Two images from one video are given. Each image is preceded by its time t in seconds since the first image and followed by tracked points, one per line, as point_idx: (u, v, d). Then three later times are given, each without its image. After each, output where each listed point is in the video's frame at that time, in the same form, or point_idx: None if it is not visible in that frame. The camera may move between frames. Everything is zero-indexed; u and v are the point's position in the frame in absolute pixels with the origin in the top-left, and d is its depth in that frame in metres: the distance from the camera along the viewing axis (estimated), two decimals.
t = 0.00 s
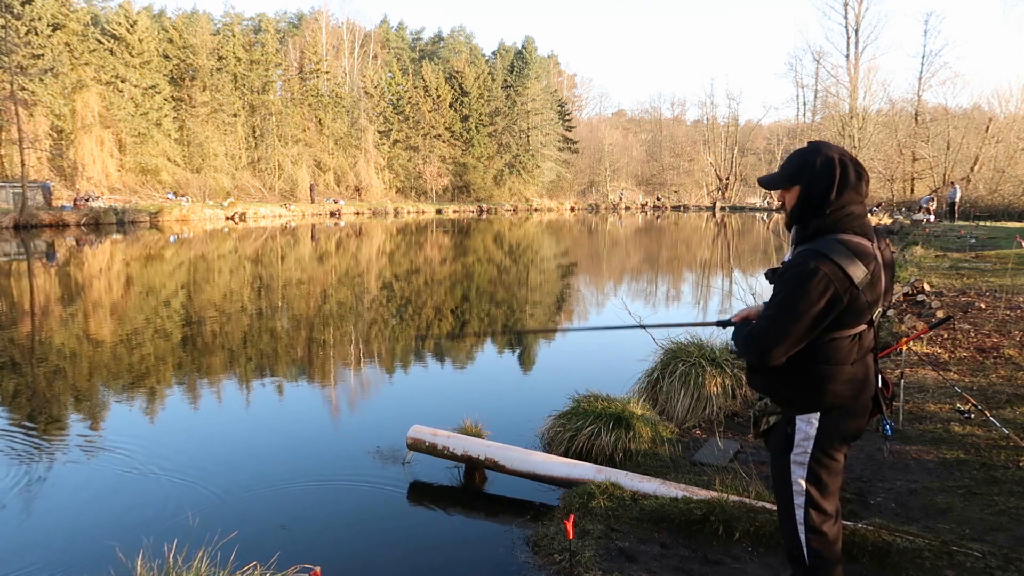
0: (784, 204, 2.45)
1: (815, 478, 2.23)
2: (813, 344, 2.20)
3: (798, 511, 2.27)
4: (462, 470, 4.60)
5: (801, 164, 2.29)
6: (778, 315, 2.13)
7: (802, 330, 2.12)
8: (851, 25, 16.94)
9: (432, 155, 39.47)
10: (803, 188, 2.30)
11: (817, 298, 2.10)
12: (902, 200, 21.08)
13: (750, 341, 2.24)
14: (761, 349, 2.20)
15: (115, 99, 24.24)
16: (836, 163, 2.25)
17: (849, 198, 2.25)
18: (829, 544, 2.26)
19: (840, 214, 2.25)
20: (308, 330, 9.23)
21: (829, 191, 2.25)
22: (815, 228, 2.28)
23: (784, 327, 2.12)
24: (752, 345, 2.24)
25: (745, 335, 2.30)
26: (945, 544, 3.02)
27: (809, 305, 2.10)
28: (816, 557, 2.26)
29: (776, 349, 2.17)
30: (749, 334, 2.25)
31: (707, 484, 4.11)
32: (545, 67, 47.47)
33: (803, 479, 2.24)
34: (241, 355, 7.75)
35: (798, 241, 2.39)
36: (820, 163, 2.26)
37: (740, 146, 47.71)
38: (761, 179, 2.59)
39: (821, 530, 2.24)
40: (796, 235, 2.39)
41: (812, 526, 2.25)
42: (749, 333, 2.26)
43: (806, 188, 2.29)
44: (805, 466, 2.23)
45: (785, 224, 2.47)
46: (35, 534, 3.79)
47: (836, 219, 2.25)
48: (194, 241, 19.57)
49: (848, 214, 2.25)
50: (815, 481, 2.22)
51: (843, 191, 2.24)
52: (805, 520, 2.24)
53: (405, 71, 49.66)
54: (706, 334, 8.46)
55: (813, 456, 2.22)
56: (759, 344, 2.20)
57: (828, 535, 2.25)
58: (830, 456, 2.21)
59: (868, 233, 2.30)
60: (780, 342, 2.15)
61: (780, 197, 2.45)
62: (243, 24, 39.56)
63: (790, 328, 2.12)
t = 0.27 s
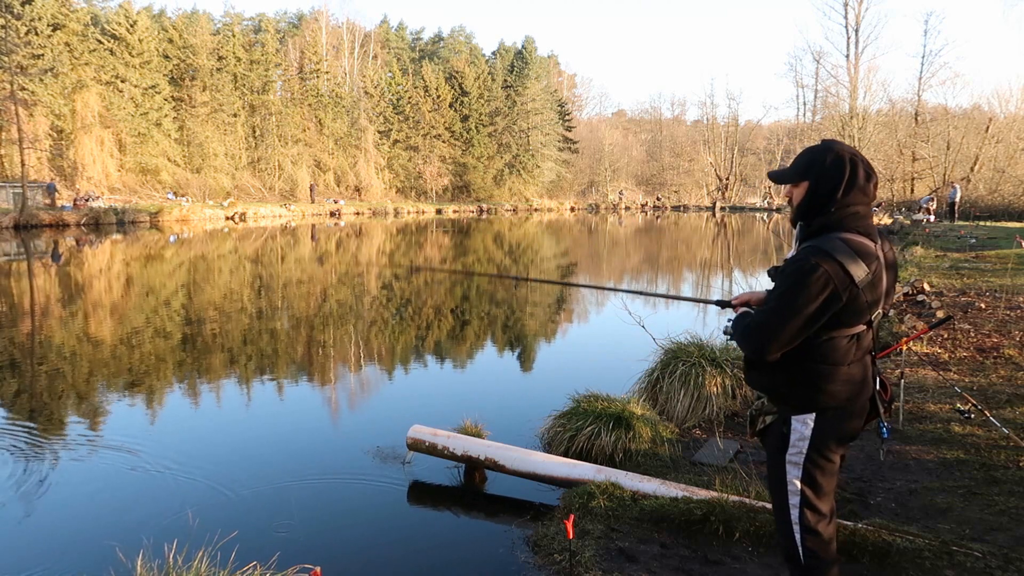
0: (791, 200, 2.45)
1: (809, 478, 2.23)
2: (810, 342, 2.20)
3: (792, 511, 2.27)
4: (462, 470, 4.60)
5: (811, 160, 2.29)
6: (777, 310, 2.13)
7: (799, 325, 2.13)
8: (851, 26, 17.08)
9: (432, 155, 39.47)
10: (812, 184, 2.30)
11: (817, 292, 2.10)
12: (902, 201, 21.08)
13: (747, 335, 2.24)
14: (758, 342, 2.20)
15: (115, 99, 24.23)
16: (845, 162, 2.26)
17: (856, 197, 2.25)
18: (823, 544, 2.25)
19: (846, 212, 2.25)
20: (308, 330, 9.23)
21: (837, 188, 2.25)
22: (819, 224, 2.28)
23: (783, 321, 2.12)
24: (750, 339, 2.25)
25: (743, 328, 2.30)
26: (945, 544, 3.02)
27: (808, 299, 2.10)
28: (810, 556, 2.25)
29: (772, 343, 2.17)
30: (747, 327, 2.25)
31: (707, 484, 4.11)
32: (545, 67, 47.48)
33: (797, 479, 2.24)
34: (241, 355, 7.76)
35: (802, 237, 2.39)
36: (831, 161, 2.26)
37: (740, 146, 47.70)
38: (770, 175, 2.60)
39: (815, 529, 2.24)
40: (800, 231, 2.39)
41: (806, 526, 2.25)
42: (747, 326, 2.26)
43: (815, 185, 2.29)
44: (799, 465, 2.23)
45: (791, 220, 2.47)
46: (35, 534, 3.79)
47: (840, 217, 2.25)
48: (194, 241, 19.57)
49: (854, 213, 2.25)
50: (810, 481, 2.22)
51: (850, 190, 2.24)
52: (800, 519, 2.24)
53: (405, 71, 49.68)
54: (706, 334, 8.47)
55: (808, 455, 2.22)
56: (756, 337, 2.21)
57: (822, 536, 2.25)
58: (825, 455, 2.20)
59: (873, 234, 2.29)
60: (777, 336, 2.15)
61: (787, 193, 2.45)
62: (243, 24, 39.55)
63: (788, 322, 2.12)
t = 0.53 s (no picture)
0: (795, 199, 2.45)
1: (805, 478, 2.23)
2: (807, 341, 2.20)
3: (788, 511, 2.28)
4: (462, 470, 4.60)
5: (816, 159, 2.29)
6: (776, 306, 2.14)
7: (798, 323, 2.13)
8: (850, 26, 17.15)
9: (432, 155, 39.47)
10: (816, 183, 2.30)
11: (816, 290, 2.10)
12: (902, 200, 21.09)
13: (746, 331, 2.25)
14: (756, 339, 2.21)
15: (115, 99, 24.23)
16: (850, 161, 2.25)
17: (859, 196, 2.24)
18: (820, 544, 2.25)
19: (848, 211, 2.25)
20: (308, 330, 9.23)
21: (840, 187, 2.25)
22: (822, 223, 2.28)
23: (780, 319, 2.13)
24: (747, 336, 2.25)
25: (741, 325, 2.31)
26: (945, 544, 3.02)
27: (807, 296, 2.10)
28: (806, 557, 2.25)
29: (769, 340, 2.18)
30: (745, 324, 2.26)
31: (707, 484, 4.11)
32: (544, 67, 47.50)
33: (792, 479, 2.25)
34: (242, 355, 7.75)
35: (805, 236, 2.39)
36: (836, 160, 2.26)
37: (740, 146, 47.72)
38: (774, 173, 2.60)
39: (811, 530, 2.25)
40: (804, 230, 2.39)
41: (802, 526, 2.26)
42: (745, 323, 2.27)
43: (819, 183, 2.29)
44: (796, 465, 2.24)
45: (794, 219, 2.47)
46: (35, 534, 3.79)
47: (843, 216, 2.25)
48: (194, 241, 19.57)
49: (856, 213, 2.25)
50: (806, 482, 2.23)
51: (853, 190, 2.24)
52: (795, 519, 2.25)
53: (405, 71, 49.72)
54: (706, 334, 8.47)
55: (804, 455, 2.22)
56: (753, 333, 2.22)
57: (818, 536, 2.25)
58: (821, 456, 2.21)
59: (876, 236, 2.29)
60: (775, 332, 2.16)
61: (792, 191, 2.45)
62: (243, 24, 39.55)
63: (786, 319, 2.13)
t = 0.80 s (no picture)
0: (798, 198, 2.45)
1: (805, 478, 2.23)
2: (808, 340, 2.20)
3: (786, 511, 2.28)
4: (462, 470, 4.60)
5: (821, 159, 2.29)
6: (777, 305, 2.14)
7: (799, 322, 2.14)
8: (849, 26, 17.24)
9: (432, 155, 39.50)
10: (820, 183, 2.30)
11: (818, 290, 2.10)
12: (902, 200, 21.09)
13: (745, 329, 2.26)
14: (757, 336, 2.21)
15: (115, 99, 24.23)
16: (854, 162, 2.26)
17: (861, 195, 2.24)
18: (818, 544, 2.25)
19: (850, 212, 2.25)
20: (308, 330, 9.23)
21: (844, 187, 2.25)
22: (824, 223, 2.28)
23: (783, 318, 2.13)
24: (748, 334, 2.26)
25: (740, 323, 2.32)
26: (944, 544, 3.02)
27: (809, 296, 2.10)
28: (803, 555, 2.26)
29: (769, 338, 2.18)
30: (745, 322, 2.27)
31: (707, 484, 4.11)
32: (544, 66, 47.51)
33: (792, 478, 2.25)
34: (242, 355, 7.75)
35: (806, 235, 2.39)
36: (840, 160, 2.26)
37: (740, 146, 47.72)
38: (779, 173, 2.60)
39: (809, 528, 2.25)
40: (805, 229, 2.39)
41: (799, 526, 2.26)
42: (745, 322, 2.27)
43: (823, 184, 2.29)
44: (794, 464, 2.24)
45: (797, 219, 2.46)
46: (34, 534, 3.79)
47: (844, 216, 2.25)
48: (194, 241, 19.58)
49: (859, 213, 2.25)
50: (804, 481, 2.22)
51: (858, 189, 2.23)
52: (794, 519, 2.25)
53: (405, 71, 49.74)
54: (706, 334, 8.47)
55: (803, 454, 2.22)
56: (754, 332, 2.22)
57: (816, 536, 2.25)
58: (820, 454, 2.21)
59: (877, 236, 2.29)
60: (774, 332, 2.16)
61: (795, 191, 2.45)
62: (243, 24, 39.56)
63: (786, 318, 2.13)
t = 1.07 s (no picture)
0: (796, 196, 2.44)
1: (806, 477, 2.23)
2: (805, 339, 2.20)
3: (787, 510, 2.27)
4: (462, 470, 4.60)
5: (820, 157, 2.28)
6: (775, 304, 2.13)
7: (798, 321, 2.14)
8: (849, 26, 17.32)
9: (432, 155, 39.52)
10: (818, 182, 2.29)
11: (817, 288, 2.10)
12: (902, 200, 21.09)
13: (743, 327, 2.25)
14: (755, 335, 2.21)
15: (115, 99, 24.23)
16: (852, 160, 2.26)
17: (860, 194, 2.24)
18: (820, 543, 2.25)
19: (847, 210, 2.25)
20: (308, 330, 9.22)
21: (843, 186, 2.25)
22: (822, 221, 2.28)
23: (781, 316, 2.13)
24: (745, 333, 2.25)
25: (738, 320, 2.31)
26: (945, 543, 3.02)
27: (808, 294, 2.10)
28: (805, 555, 2.25)
29: (767, 336, 2.17)
30: (744, 320, 2.26)
31: (707, 484, 4.11)
32: (544, 67, 47.55)
33: (793, 478, 2.24)
34: (242, 355, 7.75)
35: (803, 233, 2.39)
36: (839, 159, 2.25)
37: (740, 146, 47.72)
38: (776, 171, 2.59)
39: (811, 529, 2.24)
40: (802, 228, 2.39)
41: (800, 525, 2.26)
42: (742, 319, 2.26)
43: (820, 182, 2.28)
44: (795, 464, 2.24)
45: (793, 217, 2.46)
46: (35, 534, 3.79)
47: (842, 215, 2.25)
48: (194, 241, 19.57)
49: (857, 212, 2.25)
50: (805, 480, 2.22)
51: (856, 188, 2.23)
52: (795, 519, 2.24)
53: (405, 71, 49.76)
54: (706, 334, 8.47)
55: (804, 453, 2.22)
56: (753, 330, 2.21)
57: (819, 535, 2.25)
58: (820, 453, 2.21)
59: (873, 235, 2.30)
60: (772, 330, 2.16)
61: (793, 189, 2.44)
62: (243, 24, 39.56)
63: (786, 316, 2.12)
